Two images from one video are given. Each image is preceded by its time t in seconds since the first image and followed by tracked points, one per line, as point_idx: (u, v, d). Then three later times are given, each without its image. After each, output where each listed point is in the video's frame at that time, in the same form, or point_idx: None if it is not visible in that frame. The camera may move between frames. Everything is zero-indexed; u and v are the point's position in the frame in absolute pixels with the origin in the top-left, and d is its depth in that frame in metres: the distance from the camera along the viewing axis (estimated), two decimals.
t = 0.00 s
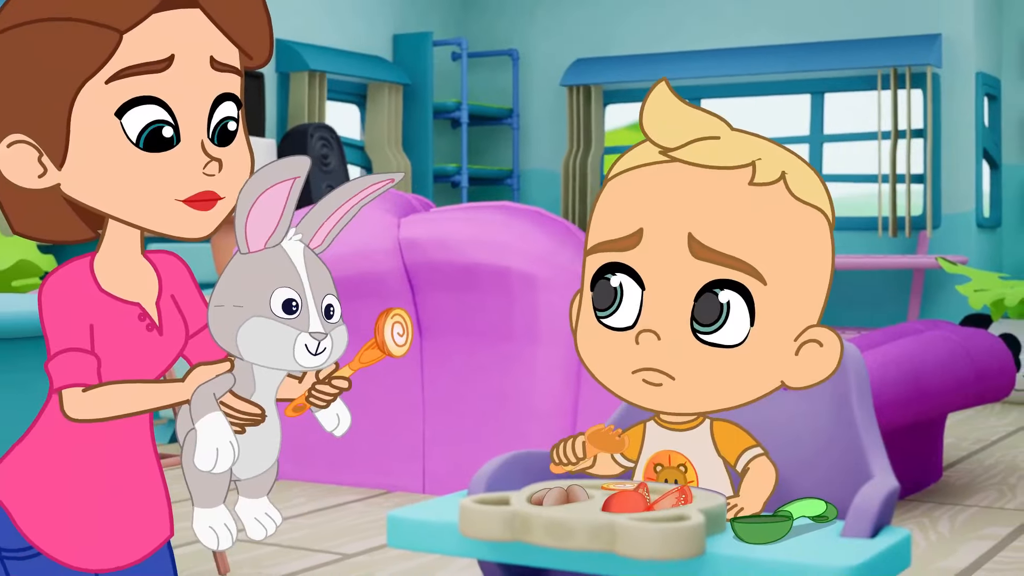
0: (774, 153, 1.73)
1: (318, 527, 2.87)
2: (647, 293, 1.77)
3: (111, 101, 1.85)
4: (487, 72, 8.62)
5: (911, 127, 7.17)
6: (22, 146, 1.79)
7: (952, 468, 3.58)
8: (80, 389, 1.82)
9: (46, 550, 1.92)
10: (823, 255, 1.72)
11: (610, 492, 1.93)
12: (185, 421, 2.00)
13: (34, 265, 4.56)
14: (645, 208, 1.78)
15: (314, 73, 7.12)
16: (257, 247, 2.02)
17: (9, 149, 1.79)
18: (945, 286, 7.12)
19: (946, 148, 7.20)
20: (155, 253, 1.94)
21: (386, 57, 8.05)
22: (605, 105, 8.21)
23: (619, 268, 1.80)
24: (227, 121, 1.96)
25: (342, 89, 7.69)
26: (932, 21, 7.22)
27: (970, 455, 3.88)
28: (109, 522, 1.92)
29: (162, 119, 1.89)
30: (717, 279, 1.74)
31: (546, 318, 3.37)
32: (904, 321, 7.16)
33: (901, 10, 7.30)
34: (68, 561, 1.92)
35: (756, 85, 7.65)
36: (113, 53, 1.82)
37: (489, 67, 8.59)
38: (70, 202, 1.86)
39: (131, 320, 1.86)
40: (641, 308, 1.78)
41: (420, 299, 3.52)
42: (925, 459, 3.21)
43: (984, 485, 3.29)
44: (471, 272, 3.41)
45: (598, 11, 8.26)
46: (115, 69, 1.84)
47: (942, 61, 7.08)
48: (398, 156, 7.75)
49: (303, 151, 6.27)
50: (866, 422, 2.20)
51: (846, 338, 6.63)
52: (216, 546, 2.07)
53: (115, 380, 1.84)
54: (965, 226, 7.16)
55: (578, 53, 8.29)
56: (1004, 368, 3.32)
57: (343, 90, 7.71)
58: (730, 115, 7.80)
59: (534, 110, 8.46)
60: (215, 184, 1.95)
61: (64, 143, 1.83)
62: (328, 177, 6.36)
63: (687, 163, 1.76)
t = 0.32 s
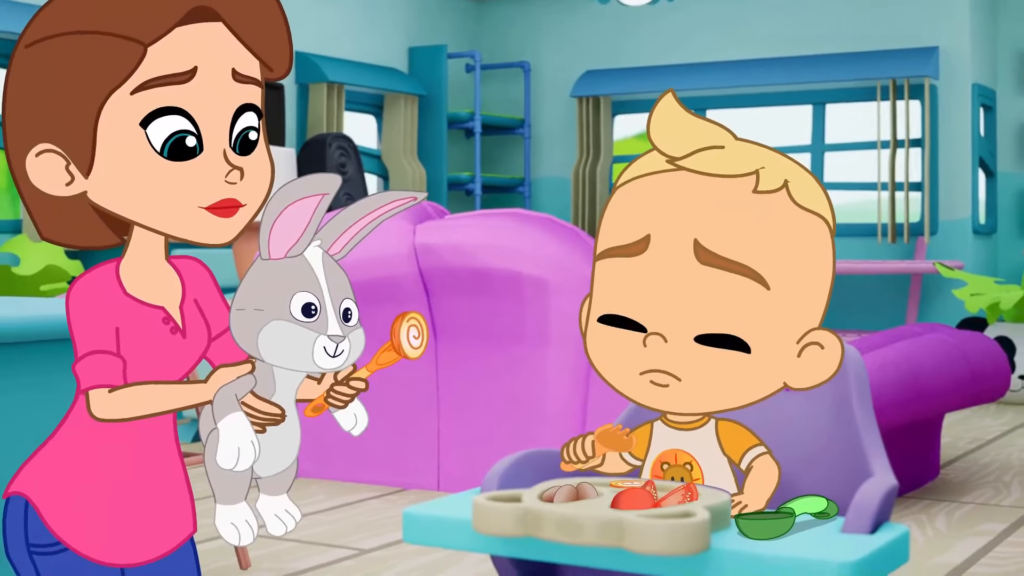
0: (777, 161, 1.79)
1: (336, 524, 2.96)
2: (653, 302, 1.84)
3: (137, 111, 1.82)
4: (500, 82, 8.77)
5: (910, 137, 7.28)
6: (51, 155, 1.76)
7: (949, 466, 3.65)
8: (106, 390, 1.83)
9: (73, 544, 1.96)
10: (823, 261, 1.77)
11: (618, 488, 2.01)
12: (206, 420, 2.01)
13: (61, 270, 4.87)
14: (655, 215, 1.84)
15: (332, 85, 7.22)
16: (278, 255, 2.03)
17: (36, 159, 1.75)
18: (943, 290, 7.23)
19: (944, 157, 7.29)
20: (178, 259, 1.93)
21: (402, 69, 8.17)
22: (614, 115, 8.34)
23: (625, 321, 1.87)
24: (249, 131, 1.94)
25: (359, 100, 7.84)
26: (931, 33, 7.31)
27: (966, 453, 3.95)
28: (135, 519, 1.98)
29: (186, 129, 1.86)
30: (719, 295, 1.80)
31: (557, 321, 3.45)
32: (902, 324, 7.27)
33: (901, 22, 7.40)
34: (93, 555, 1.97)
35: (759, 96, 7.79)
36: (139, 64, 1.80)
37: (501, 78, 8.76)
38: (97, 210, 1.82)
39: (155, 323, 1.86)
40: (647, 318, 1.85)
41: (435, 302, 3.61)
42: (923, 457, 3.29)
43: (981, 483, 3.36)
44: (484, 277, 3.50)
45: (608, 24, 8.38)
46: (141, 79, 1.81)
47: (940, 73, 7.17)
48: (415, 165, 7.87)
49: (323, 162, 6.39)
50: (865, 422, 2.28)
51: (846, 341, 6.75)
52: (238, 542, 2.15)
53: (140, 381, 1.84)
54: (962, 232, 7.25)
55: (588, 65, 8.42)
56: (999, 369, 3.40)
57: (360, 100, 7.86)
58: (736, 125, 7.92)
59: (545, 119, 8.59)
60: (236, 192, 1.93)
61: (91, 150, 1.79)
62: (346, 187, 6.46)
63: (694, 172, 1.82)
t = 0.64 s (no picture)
0: (779, 170, 1.81)
1: (352, 520, 3.05)
2: (661, 299, 1.84)
3: (160, 121, 1.88)
4: (512, 92, 8.93)
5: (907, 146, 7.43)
6: (77, 163, 1.83)
7: (945, 464, 3.73)
8: (130, 390, 1.90)
9: (95, 539, 2.05)
10: (824, 264, 1.79)
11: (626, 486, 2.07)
12: (227, 420, 2.09)
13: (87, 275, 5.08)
14: (663, 222, 1.85)
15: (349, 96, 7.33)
16: (297, 260, 2.10)
17: (64, 166, 1.82)
18: (940, 293, 7.36)
19: (942, 166, 7.43)
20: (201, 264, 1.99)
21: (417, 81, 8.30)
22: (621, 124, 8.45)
23: (633, 276, 1.86)
24: (268, 141, 1.98)
25: (375, 110, 7.93)
26: (928, 45, 7.45)
27: (963, 452, 4.03)
28: (157, 516, 2.06)
29: (207, 138, 1.92)
30: (724, 283, 1.81)
31: (566, 325, 3.53)
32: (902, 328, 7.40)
33: (899, 34, 7.53)
34: (115, 549, 2.06)
35: (762, 106, 7.94)
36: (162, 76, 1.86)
37: (513, 89, 8.91)
38: (121, 216, 1.89)
39: (178, 327, 1.94)
40: (657, 314, 1.85)
41: (449, 306, 3.70)
42: (921, 455, 3.36)
43: (977, 480, 3.44)
44: (496, 281, 3.58)
45: (616, 36, 8.52)
46: (163, 90, 1.87)
47: (937, 83, 7.30)
48: (429, 174, 8.04)
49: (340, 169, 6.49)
50: (866, 423, 2.34)
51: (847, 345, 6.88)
52: (257, 537, 2.24)
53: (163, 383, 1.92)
54: (959, 238, 7.39)
55: (596, 75, 8.56)
56: (994, 370, 3.48)
57: (376, 111, 7.95)
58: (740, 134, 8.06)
59: (555, 127, 8.73)
60: (257, 199, 1.98)
61: (116, 158, 1.86)
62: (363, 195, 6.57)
63: (700, 180, 1.83)
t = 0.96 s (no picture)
0: (783, 176, 1.74)
1: (367, 517, 3.12)
2: (666, 303, 1.79)
3: (177, 129, 1.97)
4: (520, 100, 9.07)
5: (906, 154, 7.59)
6: (98, 170, 1.92)
7: (943, 463, 3.81)
8: (150, 391, 1.99)
9: (114, 533, 2.13)
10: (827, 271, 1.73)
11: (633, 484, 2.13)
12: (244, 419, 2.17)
13: (108, 280, 5.30)
14: (670, 229, 1.79)
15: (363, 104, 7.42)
16: (312, 264, 2.15)
17: (86, 173, 1.92)
18: (939, 296, 7.52)
19: (940, 173, 7.60)
20: (221, 268, 2.09)
21: (428, 89, 8.40)
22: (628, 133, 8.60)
23: (639, 279, 1.81)
24: (284, 148, 2.06)
25: (389, 118, 8.03)
26: (928, 55, 7.61)
27: (961, 450, 4.11)
28: (174, 514, 2.14)
29: (225, 146, 2.00)
30: (730, 289, 1.76)
31: (575, 328, 3.60)
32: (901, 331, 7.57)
33: (898, 44, 7.69)
34: (133, 544, 2.14)
35: (765, 115, 8.11)
36: (181, 84, 1.95)
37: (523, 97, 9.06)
38: (142, 222, 1.98)
39: (197, 329, 2.02)
40: (662, 316, 1.80)
41: (460, 309, 3.77)
42: (920, 454, 3.43)
43: (974, 478, 3.51)
44: (508, 285, 3.66)
45: (623, 47, 8.65)
46: (183, 96, 1.96)
47: (936, 93, 7.46)
48: (441, 180, 8.09)
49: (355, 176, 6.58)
50: (866, 423, 2.39)
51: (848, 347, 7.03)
52: (274, 534, 2.31)
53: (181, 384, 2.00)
54: (956, 243, 7.57)
55: (603, 85, 8.71)
56: (991, 372, 3.54)
57: (389, 119, 8.04)
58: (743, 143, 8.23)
59: (565, 136, 8.86)
60: (274, 206, 2.05)
61: (136, 165, 1.94)
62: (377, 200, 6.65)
63: (705, 186, 1.77)
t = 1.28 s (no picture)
0: (756, 180, 1.80)
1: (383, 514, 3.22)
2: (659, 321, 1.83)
3: (291, 202, 1.91)
4: (532, 110, 9.25)
5: (904, 162, 7.82)
6: (215, 240, 1.88)
7: (942, 461, 3.90)
8: (226, 433, 1.96)
9: (147, 535, 2.18)
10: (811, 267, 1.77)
11: (640, 483, 2.12)
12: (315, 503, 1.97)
13: (132, 282, 5.74)
14: (654, 245, 1.84)
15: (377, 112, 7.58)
16: (379, 350, 1.88)
17: (203, 244, 1.87)
18: (937, 299, 7.77)
19: (937, 182, 7.84)
20: (317, 330, 2.00)
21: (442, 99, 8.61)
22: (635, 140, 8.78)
23: (633, 316, 1.85)
24: (395, 210, 1.99)
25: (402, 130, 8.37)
26: (926, 66, 7.81)
27: (956, 449, 4.22)
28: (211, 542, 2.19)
29: (337, 212, 1.93)
30: (721, 313, 1.80)
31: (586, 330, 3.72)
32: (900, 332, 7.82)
33: (896, 57, 7.89)
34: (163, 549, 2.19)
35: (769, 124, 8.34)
36: (292, 154, 1.90)
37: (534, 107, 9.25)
38: (259, 287, 1.93)
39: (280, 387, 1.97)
40: (656, 334, 1.84)
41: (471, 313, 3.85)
42: (919, 452, 3.51)
43: (970, 476, 3.59)
44: (518, 289, 3.76)
45: (631, 59, 8.85)
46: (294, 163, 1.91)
47: (933, 103, 7.69)
48: (453, 187, 8.32)
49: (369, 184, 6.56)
50: (866, 424, 2.45)
51: (848, 347, 7.27)
52: None
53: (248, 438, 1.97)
54: (953, 248, 7.81)
55: (612, 95, 8.91)
56: (987, 373, 3.62)
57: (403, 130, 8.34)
58: (747, 151, 8.47)
59: (573, 146, 9.08)
60: (387, 267, 1.98)
61: (253, 235, 1.90)
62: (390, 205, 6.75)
63: (683, 198, 1.82)
